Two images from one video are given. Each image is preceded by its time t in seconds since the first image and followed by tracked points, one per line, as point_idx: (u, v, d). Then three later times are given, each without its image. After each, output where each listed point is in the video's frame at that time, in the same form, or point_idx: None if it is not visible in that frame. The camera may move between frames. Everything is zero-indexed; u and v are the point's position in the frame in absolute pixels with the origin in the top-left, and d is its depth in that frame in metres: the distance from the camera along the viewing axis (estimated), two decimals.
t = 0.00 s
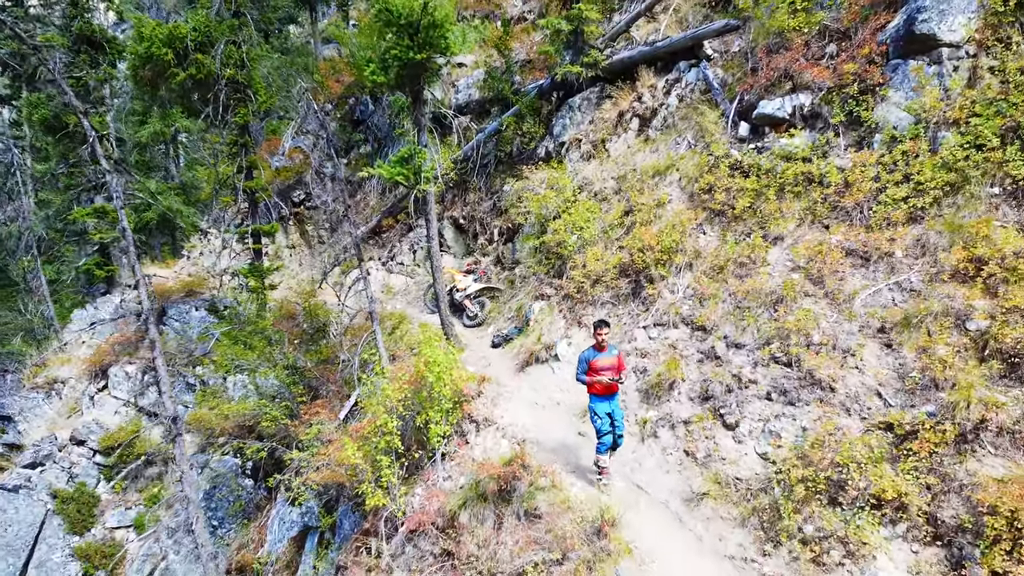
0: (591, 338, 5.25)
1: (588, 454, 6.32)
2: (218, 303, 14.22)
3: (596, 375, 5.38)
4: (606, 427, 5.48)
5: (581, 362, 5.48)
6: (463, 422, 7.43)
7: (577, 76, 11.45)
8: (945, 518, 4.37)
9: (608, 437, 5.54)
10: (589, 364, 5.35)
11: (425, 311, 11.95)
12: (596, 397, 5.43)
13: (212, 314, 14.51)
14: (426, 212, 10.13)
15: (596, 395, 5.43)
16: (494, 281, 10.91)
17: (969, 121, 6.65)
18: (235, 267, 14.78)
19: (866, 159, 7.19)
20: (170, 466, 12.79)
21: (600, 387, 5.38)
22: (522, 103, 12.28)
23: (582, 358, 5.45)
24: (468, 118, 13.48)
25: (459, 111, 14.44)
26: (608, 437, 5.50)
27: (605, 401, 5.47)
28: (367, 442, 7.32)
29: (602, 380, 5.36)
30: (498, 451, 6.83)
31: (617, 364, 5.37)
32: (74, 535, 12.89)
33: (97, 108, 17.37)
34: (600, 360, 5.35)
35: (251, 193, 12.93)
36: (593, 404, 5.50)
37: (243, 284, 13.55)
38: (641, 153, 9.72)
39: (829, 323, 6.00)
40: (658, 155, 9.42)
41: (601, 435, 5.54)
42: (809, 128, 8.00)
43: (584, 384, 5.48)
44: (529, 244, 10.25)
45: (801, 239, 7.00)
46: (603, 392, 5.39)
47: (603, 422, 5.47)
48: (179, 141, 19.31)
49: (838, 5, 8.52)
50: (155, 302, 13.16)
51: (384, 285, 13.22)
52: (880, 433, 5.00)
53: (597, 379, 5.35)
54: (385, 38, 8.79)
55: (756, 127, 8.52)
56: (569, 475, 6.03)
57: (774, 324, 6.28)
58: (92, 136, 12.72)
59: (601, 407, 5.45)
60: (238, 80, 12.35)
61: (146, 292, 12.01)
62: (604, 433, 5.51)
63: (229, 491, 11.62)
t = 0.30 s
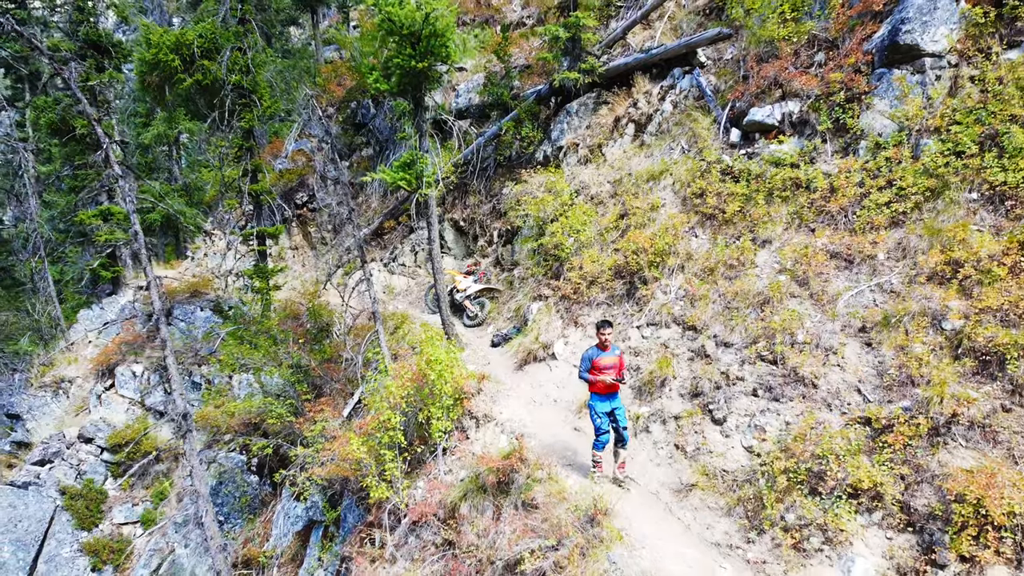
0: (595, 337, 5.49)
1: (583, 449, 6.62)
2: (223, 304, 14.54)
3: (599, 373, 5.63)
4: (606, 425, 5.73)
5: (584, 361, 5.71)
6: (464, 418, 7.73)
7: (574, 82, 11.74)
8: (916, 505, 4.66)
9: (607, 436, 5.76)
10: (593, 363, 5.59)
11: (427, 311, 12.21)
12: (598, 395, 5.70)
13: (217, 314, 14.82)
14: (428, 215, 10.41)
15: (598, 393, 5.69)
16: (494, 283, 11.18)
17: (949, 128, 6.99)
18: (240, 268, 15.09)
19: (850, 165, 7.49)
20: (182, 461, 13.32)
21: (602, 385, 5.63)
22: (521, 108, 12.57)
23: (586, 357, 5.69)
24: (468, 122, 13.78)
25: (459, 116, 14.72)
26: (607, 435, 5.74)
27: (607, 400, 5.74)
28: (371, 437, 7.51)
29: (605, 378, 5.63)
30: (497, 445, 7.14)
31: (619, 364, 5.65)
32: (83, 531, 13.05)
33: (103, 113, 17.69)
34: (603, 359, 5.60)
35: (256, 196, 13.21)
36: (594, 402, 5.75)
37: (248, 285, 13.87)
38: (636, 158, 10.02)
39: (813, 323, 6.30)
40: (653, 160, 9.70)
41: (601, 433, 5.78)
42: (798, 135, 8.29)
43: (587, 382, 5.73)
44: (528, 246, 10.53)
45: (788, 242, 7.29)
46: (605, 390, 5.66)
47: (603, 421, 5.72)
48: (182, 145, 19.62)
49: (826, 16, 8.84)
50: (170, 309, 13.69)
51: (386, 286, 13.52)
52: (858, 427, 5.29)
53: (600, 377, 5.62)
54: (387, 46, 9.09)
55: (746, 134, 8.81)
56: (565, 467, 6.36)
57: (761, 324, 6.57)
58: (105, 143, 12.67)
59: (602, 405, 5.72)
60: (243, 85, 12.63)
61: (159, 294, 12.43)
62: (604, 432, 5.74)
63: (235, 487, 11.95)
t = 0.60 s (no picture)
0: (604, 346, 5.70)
1: (578, 444, 6.91)
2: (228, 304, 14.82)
3: (606, 381, 5.77)
4: (611, 431, 5.86)
5: (593, 369, 5.89)
6: (465, 414, 8.00)
7: (572, 87, 12.03)
8: (892, 494, 4.94)
9: (611, 442, 5.93)
10: (600, 371, 5.77)
11: (428, 311, 12.49)
12: (605, 402, 5.83)
13: (223, 314, 15.11)
14: (430, 218, 10.69)
15: (604, 401, 5.83)
16: (494, 283, 11.47)
17: (931, 135, 7.27)
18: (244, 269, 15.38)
19: (837, 170, 7.77)
20: (191, 456, 13.66)
21: (609, 393, 5.75)
22: (521, 112, 12.86)
23: (595, 365, 5.87)
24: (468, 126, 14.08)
25: (459, 119, 15.01)
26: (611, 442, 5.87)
27: (614, 407, 5.85)
28: (375, 433, 7.81)
29: (612, 386, 5.75)
30: (497, 440, 7.41)
31: (627, 373, 5.76)
32: (91, 526, 13.41)
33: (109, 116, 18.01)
34: (611, 367, 5.77)
35: (261, 198, 13.49)
36: (601, 409, 5.90)
37: (253, 285, 14.18)
38: (632, 162, 10.30)
39: (799, 322, 6.59)
40: (648, 164, 9.98)
41: (606, 439, 5.91)
42: (787, 140, 8.58)
43: (594, 389, 5.88)
44: (527, 247, 10.81)
45: (776, 245, 7.58)
46: (612, 398, 5.77)
47: (608, 427, 5.87)
48: (187, 147, 19.93)
49: (814, 25, 9.15)
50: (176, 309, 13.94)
51: (388, 286, 13.82)
52: (840, 421, 5.58)
53: (607, 385, 5.74)
54: (390, 55, 9.36)
55: (738, 139, 9.10)
56: (562, 460, 6.63)
57: (749, 323, 6.86)
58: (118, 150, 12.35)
59: (609, 413, 5.84)
60: (248, 91, 12.92)
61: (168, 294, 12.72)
62: (608, 437, 5.91)
63: (241, 483, 12.25)
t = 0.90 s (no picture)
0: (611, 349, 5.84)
1: (575, 440, 7.19)
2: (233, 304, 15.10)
3: (612, 383, 5.92)
4: (617, 430, 6.07)
5: (600, 370, 6.05)
6: (466, 410, 8.27)
7: (570, 92, 12.32)
8: (873, 485, 5.21)
9: (618, 439, 6.12)
10: (607, 373, 5.93)
11: (429, 311, 12.75)
12: (612, 402, 6.01)
13: (228, 314, 15.40)
14: (432, 220, 10.97)
15: (611, 401, 6.00)
16: (494, 284, 11.76)
17: (916, 141, 7.54)
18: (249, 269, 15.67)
19: (825, 175, 8.05)
20: (200, 451, 14.02)
21: (615, 394, 5.92)
22: (520, 116, 13.13)
23: (601, 366, 6.02)
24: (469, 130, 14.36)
25: (460, 122, 15.28)
26: (618, 440, 6.07)
27: (619, 408, 6.04)
28: (380, 428, 8.10)
29: (617, 388, 5.91)
30: (497, 435, 7.70)
31: (633, 375, 5.89)
32: (99, 522, 13.71)
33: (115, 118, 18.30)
34: (618, 368, 5.92)
35: (266, 200, 13.77)
36: (607, 408, 6.10)
37: (258, 286, 14.48)
38: (628, 166, 10.58)
39: (787, 322, 6.86)
40: (645, 168, 10.25)
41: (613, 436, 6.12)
42: (778, 145, 8.86)
43: (601, 390, 6.04)
44: (526, 249, 11.09)
45: (767, 247, 7.86)
46: (618, 399, 5.94)
47: (614, 426, 6.07)
48: (191, 149, 20.22)
49: (805, 33, 9.44)
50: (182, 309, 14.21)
51: (390, 287, 14.09)
52: (824, 415, 5.87)
53: (613, 387, 5.90)
54: (392, 62, 9.62)
55: (731, 144, 9.37)
56: (559, 455, 6.92)
57: (740, 323, 7.14)
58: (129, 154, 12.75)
59: (614, 412, 6.05)
60: (254, 95, 13.20)
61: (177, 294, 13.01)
62: (615, 435, 6.11)
63: (247, 479, 12.53)
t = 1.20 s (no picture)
0: (613, 356, 5.93)
1: (573, 435, 7.47)
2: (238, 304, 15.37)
3: (617, 390, 6.02)
4: (625, 439, 6.07)
5: (603, 380, 6.11)
6: (468, 407, 8.55)
7: (570, 96, 12.59)
8: (857, 475, 5.47)
9: (627, 450, 6.08)
10: (611, 381, 5.99)
11: (431, 311, 13.02)
12: (617, 411, 6.07)
13: (233, 314, 15.67)
14: (434, 222, 11.23)
15: (617, 410, 6.07)
16: (495, 284, 12.02)
17: (904, 146, 7.81)
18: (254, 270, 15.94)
19: (816, 179, 8.32)
20: (209, 447, 14.39)
21: (621, 402, 6.01)
22: (520, 120, 13.41)
23: (604, 376, 6.09)
24: (470, 133, 14.64)
25: (461, 125, 15.56)
26: (627, 449, 6.06)
27: (625, 415, 6.11)
28: (384, 424, 8.35)
29: (623, 395, 6.01)
30: (499, 431, 7.96)
31: (636, 381, 6.03)
32: (107, 518, 13.95)
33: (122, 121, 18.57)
34: (620, 376, 6.02)
35: (271, 202, 14.04)
36: (613, 418, 6.15)
37: (263, 286, 14.74)
38: (626, 169, 10.84)
39: (777, 321, 7.14)
40: (642, 171, 10.52)
41: (621, 447, 6.08)
42: (772, 150, 9.13)
43: (606, 400, 6.09)
44: (527, 250, 11.36)
45: (759, 248, 8.13)
46: (623, 407, 6.03)
47: (623, 435, 6.08)
48: (195, 151, 20.49)
49: (797, 40, 9.70)
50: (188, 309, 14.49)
51: (393, 287, 14.37)
52: (812, 410, 6.14)
53: (618, 395, 5.99)
54: (396, 68, 9.88)
55: (726, 149, 9.64)
56: (558, 450, 7.19)
57: (732, 321, 7.40)
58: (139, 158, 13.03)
59: (622, 421, 6.09)
60: (259, 99, 13.47)
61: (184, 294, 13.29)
62: (624, 445, 6.06)
63: (253, 475, 12.80)
